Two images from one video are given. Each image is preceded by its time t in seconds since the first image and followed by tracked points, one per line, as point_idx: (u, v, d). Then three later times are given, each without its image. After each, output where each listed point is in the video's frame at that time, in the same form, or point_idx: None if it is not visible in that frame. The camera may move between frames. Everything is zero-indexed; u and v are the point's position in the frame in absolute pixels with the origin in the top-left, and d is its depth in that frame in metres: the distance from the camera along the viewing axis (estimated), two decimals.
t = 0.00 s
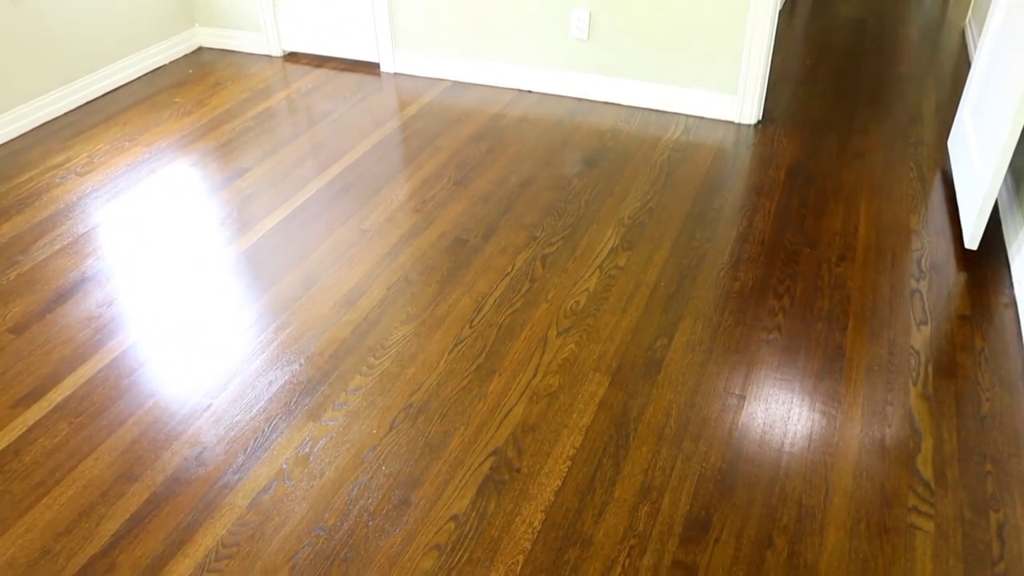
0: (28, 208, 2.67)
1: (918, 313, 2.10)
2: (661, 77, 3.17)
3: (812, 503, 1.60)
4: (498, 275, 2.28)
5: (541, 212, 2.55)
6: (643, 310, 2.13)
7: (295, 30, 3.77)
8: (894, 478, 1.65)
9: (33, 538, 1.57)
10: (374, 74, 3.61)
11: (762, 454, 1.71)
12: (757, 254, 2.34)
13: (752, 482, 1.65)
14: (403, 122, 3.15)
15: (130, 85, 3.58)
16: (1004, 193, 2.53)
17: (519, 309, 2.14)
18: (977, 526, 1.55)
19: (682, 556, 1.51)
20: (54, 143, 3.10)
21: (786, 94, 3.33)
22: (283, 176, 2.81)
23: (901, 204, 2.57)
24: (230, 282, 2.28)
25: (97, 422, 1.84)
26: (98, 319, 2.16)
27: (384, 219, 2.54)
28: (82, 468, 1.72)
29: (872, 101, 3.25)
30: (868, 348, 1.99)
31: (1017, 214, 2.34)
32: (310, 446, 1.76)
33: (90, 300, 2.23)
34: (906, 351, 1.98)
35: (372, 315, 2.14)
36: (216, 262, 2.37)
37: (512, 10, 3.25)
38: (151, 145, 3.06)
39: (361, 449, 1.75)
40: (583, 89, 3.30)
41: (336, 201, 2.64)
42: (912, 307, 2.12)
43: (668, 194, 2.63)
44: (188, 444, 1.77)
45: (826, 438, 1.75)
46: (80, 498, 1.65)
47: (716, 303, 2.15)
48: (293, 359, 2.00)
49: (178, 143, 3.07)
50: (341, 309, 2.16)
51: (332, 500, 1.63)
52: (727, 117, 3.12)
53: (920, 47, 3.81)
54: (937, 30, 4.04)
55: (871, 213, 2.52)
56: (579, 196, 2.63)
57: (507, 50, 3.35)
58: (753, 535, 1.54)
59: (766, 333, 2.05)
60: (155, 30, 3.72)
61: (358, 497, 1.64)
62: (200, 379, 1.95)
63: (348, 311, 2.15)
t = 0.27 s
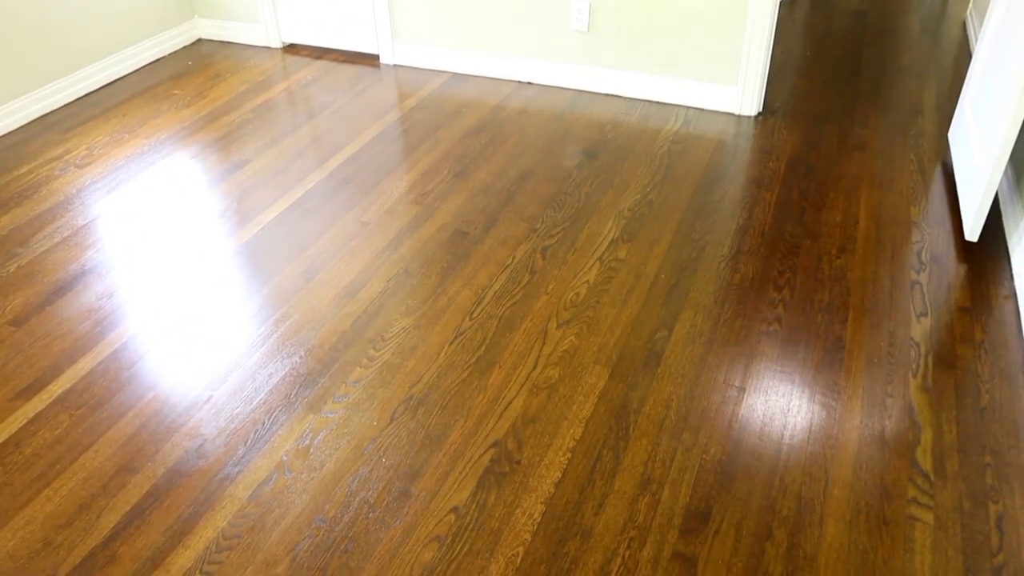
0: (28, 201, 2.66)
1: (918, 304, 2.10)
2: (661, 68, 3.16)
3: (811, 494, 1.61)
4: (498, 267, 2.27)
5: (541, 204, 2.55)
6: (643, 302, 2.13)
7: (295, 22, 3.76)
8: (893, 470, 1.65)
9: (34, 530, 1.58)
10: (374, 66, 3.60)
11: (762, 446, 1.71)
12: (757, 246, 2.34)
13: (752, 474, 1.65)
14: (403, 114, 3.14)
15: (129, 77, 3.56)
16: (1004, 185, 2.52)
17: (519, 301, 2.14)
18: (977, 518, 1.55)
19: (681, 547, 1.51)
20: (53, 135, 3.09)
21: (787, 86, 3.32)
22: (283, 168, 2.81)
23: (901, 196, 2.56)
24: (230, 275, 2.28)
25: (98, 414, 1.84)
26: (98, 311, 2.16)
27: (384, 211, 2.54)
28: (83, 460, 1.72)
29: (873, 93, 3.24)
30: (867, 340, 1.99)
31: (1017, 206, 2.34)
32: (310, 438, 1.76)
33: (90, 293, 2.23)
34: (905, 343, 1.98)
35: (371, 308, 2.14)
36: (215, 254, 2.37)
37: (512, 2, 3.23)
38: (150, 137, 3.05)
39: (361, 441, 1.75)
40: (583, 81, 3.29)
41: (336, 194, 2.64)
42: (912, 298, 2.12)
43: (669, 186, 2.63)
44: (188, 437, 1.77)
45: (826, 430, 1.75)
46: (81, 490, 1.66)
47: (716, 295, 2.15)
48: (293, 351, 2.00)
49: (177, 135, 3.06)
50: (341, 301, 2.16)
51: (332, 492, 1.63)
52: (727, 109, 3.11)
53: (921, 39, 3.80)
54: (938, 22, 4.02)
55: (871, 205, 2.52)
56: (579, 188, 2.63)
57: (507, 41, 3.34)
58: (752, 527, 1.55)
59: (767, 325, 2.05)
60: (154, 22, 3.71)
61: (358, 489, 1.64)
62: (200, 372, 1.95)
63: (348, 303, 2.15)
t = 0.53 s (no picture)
0: (27, 197, 2.66)
1: (918, 300, 2.10)
2: (661, 64, 3.15)
3: (811, 490, 1.61)
4: (498, 263, 2.27)
5: (541, 200, 2.54)
6: (643, 298, 2.13)
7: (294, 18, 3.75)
8: (893, 465, 1.65)
9: (35, 526, 1.58)
10: (373, 61, 3.60)
11: (761, 442, 1.71)
12: (758, 241, 2.33)
13: (752, 470, 1.65)
14: (402, 110, 3.14)
15: (129, 73, 3.56)
16: (1004, 180, 2.52)
17: (519, 297, 2.14)
18: (976, 513, 1.55)
19: (681, 543, 1.51)
20: (53, 131, 3.08)
21: (787, 82, 3.32)
22: (283, 164, 2.80)
23: (902, 192, 2.56)
24: (230, 271, 2.28)
25: (98, 410, 1.84)
26: (98, 308, 2.16)
27: (384, 207, 2.53)
28: (83, 456, 1.72)
29: (873, 89, 3.24)
30: (867, 336, 1.99)
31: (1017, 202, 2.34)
32: (310, 434, 1.76)
33: (90, 289, 2.23)
34: (905, 338, 1.98)
35: (371, 304, 2.13)
36: (215, 250, 2.37)
37: None
38: (150, 133, 3.05)
39: (362, 437, 1.75)
40: (583, 76, 3.29)
41: (336, 189, 2.64)
42: (912, 294, 2.12)
43: (670, 182, 2.63)
44: (188, 432, 1.77)
45: (825, 426, 1.75)
46: (81, 486, 1.66)
47: (716, 291, 2.14)
48: (293, 347, 2.00)
49: (177, 131, 3.05)
50: (341, 297, 2.16)
51: (332, 488, 1.63)
52: (727, 105, 3.10)
53: (922, 34, 3.79)
54: (939, 17, 4.02)
55: (871, 201, 2.52)
56: (579, 184, 2.62)
57: (507, 37, 3.33)
58: (752, 522, 1.55)
59: (767, 320, 2.05)
60: (153, 18, 3.70)
61: (358, 485, 1.64)
62: (200, 368, 1.95)
63: (348, 299, 2.15)
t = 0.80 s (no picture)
0: (27, 193, 2.66)
1: (918, 296, 2.10)
2: (661, 59, 3.15)
3: (811, 486, 1.61)
4: (498, 259, 2.27)
5: (541, 196, 2.54)
6: (643, 294, 2.13)
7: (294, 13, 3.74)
8: (893, 461, 1.65)
9: (36, 521, 1.58)
10: (373, 57, 3.59)
11: (761, 438, 1.71)
12: (758, 237, 2.33)
13: (752, 466, 1.65)
14: (402, 106, 3.14)
15: (128, 68, 3.55)
16: (1005, 176, 2.52)
17: (519, 293, 2.14)
18: (976, 509, 1.56)
19: (681, 538, 1.52)
20: (52, 127, 3.08)
21: (787, 77, 3.31)
22: (283, 160, 2.80)
23: (902, 188, 2.56)
24: (229, 267, 2.28)
25: (98, 407, 1.84)
26: (98, 304, 2.16)
27: (384, 203, 2.53)
28: (84, 452, 1.73)
29: (874, 84, 3.23)
30: (867, 331, 1.99)
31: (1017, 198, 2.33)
32: (310, 430, 1.76)
33: (90, 285, 2.23)
34: (905, 334, 1.98)
35: (371, 300, 2.13)
36: (215, 246, 2.37)
37: None
38: (149, 129, 3.04)
39: (362, 433, 1.75)
40: (583, 72, 3.28)
41: (336, 185, 2.63)
42: (912, 290, 2.12)
43: (670, 177, 2.63)
44: (189, 428, 1.77)
45: (825, 422, 1.75)
46: (82, 482, 1.66)
47: (716, 287, 2.14)
48: (294, 343, 2.00)
49: (176, 127, 3.05)
50: (341, 293, 2.16)
51: (332, 484, 1.64)
52: (727, 100, 3.10)
53: (923, 29, 3.78)
54: (940, 12, 4.01)
55: (871, 196, 2.51)
56: (579, 180, 2.62)
57: (507, 32, 3.33)
58: (752, 518, 1.55)
59: (767, 316, 2.05)
60: (152, 13, 3.69)
61: (358, 481, 1.64)
62: (200, 364, 1.94)
63: (348, 295, 2.15)
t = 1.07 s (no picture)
0: (28, 195, 2.66)
1: (919, 299, 2.10)
2: (662, 62, 3.15)
3: (811, 489, 1.61)
4: (499, 262, 2.27)
5: (541, 198, 2.54)
6: (643, 296, 2.12)
7: (294, 16, 3.75)
8: (893, 464, 1.65)
9: (36, 524, 1.58)
10: (373, 60, 3.59)
11: (762, 440, 1.71)
12: (758, 240, 2.33)
13: (752, 469, 1.65)
14: (402, 108, 3.14)
15: (128, 71, 3.55)
16: (1005, 178, 2.52)
17: (519, 296, 2.14)
18: (976, 511, 1.55)
19: (681, 541, 1.51)
20: (53, 129, 3.08)
21: (787, 80, 3.31)
22: (283, 162, 2.80)
23: (902, 190, 2.56)
24: (230, 269, 2.28)
25: (98, 409, 1.84)
26: (98, 306, 2.16)
27: (384, 206, 2.53)
28: (84, 455, 1.73)
29: (874, 87, 3.24)
30: (867, 334, 1.99)
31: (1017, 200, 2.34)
32: (311, 433, 1.76)
33: (90, 287, 2.23)
34: (905, 337, 1.98)
35: (371, 303, 2.13)
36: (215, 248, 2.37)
37: None
38: (149, 131, 3.05)
39: (362, 436, 1.75)
40: (583, 74, 3.29)
41: (336, 188, 2.63)
42: (912, 293, 2.12)
43: (671, 180, 2.63)
44: (189, 431, 1.77)
45: (825, 424, 1.75)
46: (82, 485, 1.66)
47: (717, 290, 2.14)
48: (294, 346, 2.00)
49: (177, 129, 3.05)
50: (341, 296, 2.16)
51: (332, 487, 1.63)
52: (727, 103, 3.10)
53: (923, 32, 3.78)
54: (939, 14, 4.01)
55: (871, 199, 2.52)
56: (580, 182, 2.62)
57: (507, 35, 3.33)
58: (752, 521, 1.55)
59: (767, 319, 2.05)
60: (153, 16, 3.70)
61: (359, 484, 1.64)
62: (200, 367, 1.94)
63: (348, 298, 2.15)
